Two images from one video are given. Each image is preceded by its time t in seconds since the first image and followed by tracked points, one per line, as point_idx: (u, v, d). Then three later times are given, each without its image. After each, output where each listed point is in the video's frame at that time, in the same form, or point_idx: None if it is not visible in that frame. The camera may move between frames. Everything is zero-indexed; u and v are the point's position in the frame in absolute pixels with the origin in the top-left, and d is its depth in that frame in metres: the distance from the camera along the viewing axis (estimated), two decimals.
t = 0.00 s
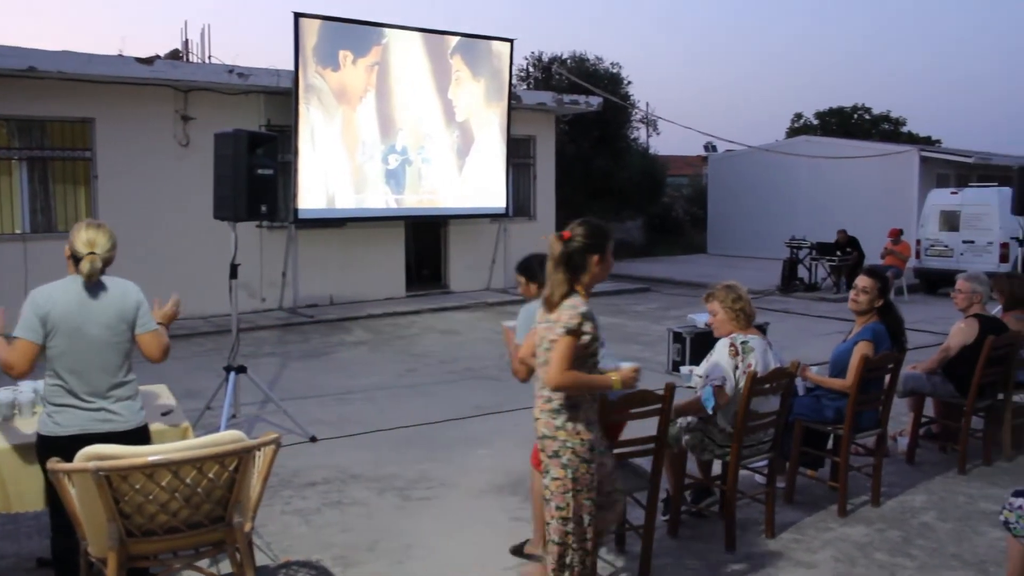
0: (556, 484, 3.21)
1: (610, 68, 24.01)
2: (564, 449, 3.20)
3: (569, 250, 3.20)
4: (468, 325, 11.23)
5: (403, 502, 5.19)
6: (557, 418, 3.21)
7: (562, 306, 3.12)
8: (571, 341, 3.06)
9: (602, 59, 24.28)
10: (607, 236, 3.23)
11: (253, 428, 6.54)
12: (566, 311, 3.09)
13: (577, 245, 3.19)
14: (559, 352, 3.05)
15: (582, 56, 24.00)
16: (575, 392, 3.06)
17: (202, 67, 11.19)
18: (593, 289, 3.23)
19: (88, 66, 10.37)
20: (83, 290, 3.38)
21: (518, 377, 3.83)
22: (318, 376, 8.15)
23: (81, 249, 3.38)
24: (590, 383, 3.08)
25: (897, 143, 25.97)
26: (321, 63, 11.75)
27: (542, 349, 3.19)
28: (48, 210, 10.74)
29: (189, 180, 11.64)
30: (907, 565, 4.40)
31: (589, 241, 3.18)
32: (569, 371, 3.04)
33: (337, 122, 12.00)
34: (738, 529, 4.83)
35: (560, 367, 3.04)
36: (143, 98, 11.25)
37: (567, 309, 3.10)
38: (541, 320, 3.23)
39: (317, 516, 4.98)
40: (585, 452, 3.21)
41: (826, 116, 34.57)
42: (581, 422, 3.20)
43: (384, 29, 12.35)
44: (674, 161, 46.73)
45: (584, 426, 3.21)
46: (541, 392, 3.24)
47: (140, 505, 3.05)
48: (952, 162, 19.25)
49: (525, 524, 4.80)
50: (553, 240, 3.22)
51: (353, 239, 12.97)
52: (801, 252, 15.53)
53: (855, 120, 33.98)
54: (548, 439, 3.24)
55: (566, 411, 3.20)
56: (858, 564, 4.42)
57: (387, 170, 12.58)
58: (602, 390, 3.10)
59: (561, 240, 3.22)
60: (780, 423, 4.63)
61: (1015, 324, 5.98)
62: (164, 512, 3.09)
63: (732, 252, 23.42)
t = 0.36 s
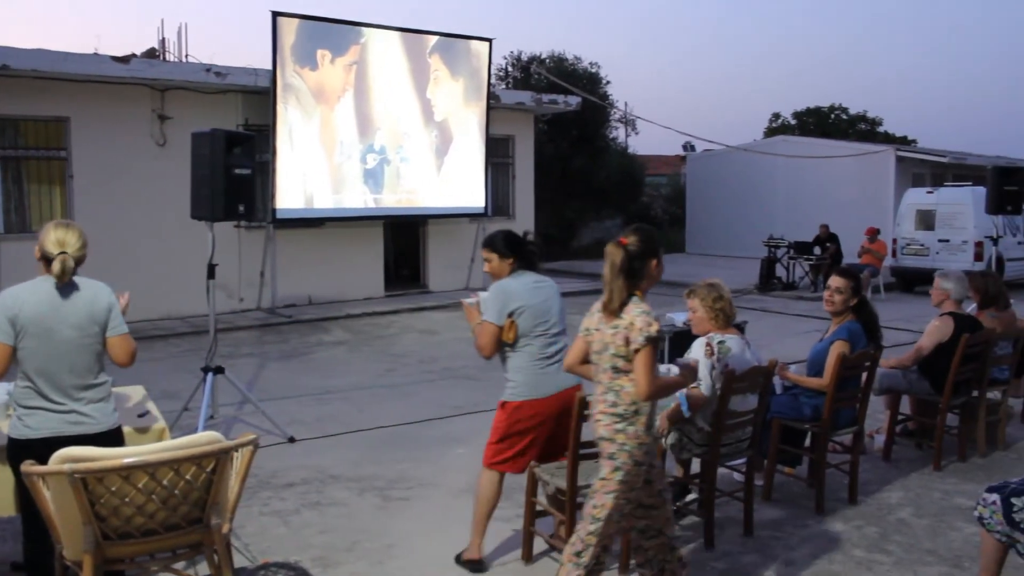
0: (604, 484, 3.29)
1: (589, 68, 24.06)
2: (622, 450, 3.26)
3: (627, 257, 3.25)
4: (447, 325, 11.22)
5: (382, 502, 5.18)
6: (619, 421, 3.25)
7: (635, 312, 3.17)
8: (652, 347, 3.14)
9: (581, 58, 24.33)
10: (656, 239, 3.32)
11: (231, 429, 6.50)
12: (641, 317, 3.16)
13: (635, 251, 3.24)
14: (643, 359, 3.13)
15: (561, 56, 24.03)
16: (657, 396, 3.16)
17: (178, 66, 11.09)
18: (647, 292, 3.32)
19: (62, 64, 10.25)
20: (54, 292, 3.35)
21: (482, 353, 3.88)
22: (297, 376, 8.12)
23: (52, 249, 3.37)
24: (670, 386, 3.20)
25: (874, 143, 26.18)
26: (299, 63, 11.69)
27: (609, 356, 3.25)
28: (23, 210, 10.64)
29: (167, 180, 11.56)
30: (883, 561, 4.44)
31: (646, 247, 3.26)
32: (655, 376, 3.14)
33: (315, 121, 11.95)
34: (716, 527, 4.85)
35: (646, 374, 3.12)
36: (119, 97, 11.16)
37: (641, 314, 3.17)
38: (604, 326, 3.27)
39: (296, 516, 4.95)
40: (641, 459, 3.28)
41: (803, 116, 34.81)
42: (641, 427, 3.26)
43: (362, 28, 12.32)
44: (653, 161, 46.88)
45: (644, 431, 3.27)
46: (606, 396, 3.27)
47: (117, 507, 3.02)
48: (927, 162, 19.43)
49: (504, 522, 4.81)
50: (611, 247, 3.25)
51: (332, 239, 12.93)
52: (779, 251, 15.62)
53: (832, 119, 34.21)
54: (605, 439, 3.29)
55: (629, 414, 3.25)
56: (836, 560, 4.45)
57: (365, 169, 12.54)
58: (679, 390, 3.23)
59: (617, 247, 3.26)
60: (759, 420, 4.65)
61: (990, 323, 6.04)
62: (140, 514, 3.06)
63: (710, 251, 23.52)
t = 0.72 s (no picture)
0: (700, 458, 3.47)
1: (567, 66, 24.08)
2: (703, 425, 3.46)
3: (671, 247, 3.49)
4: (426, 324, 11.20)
5: (361, 502, 5.16)
6: (690, 404, 3.43)
7: (677, 299, 3.38)
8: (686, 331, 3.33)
9: (560, 57, 24.36)
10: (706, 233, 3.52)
11: (208, 429, 6.45)
12: (681, 304, 3.35)
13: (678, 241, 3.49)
14: (680, 343, 3.33)
15: (540, 54, 24.03)
16: (690, 378, 3.34)
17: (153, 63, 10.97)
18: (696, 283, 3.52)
19: (36, 62, 10.11)
20: (28, 293, 3.31)
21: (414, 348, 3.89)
22: (274, 376, 8.08)
23: (24, 248, 3.33)
24: (705, 371, 3.38)
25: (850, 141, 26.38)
26: (277, 61, 11.63)
27: (656, 342, 3.46)
28: None
29: (143, 178, 11.47)
30: (861, 557, 4.47)
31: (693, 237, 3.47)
32: (688, 361, 3.33)
33: (293, 120, 11.89)
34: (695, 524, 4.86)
35: (679, 355, 3.32)
36: (94, 95, 11.05)
37: (683, 301, 3.37)
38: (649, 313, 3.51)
39: (274, 517, 4.93)
40: (718, 425, 3.53)
41: (781, 114, 35.03)
42: (708, 401, 3.48)
43: (341, 26, 12.27)
44: (631, 159, 47.02)
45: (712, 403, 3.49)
46: (665, 383, 3.44)
47: (93, 509, 2.99)
48: (903, 160, 19.59)
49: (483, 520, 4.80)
50: (654, 237, 3.52)
51: (310, 238, 12.87)
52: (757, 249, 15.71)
53: (809, 118, 34.44)
54: (682, 421, 3.44)
55: (695, 393, 3.44)
56: (814, 556, 4.48)
57: (344, 168, 12.50)
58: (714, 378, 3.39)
59: (660, 238, 3.52)
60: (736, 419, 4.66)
61: (965, 320, 6.10)
62: (117, 516, 3.03)
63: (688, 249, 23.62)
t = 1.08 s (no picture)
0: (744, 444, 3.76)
1: (544, 66, 24.12)
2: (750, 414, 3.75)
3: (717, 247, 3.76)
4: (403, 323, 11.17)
5: (339, 502, 5.14)
6: (743, 395, 3.69)
7: (732, 296, 3.66)
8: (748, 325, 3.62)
9: (537, 56, 24.38)
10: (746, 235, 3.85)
11: (184, 431, 6.40)
12: (739, 301, 3.64)
13: (724, 240, 3.77)
14: (742, 338, 3.60)
15: (517, 54, 24.04)
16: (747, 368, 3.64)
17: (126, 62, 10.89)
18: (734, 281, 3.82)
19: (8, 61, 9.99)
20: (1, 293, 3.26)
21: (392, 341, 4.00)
22: (251, 377, 8.03)
23: None
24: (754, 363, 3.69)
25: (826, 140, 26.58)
26: (252, 60, 11.55)
27: (707, 338, 3.69)
28: None
29: (117, 178, 11.37)
30: (837, 553, 4.50)
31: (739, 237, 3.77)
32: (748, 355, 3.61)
33: (269, 119, 11.82)
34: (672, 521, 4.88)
35: (739, 348, 3.59)
36: (67, 94, 10.94)
37: (738, 299, 3.65)
38: (696, 310, 3.72)
39: (251, 518, 4.89)
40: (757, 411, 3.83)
41: (757, 114, 35.27)
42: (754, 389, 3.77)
43: (317, 26, 12.21)
44: (609, 159, 47.18)
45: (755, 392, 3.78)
46: (722, 375, 3.66)
47: (66, 512, 2.96)
48: (878, 160, 19.77)
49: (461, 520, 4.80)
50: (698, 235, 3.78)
51: (286, 238, 12.82)
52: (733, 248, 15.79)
53: (785, 117, 34.68)
54: (737, 411, 3.69)
55: (746, 383, 3.71)
56: (790, 553, 4.50)
57: (320, 167, 12.44)
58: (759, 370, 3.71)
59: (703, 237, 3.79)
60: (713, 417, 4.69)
61: (939, 317, 6.16)
62: (91, 519, 3.00)
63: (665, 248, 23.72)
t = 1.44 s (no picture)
0: (764, 433, 4.09)
1: (527, 66, 24.12)
2: (772, 403, 4.09)
3: (747, 241, 4.13)
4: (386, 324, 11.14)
5: (321, 503, 5.12)
6: (764, 381, 4.07)
7: (769, 285, 4.04)
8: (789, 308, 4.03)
9: (519, 56, 24.38)
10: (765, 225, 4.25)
11: (166, 432, 6.36)
12: (776, 288, 4.03)
13: (753, 233, 4.14)
14: (784, 322, 4.00)
15: (499, 53, 24.04)
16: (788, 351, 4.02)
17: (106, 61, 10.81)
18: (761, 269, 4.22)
19: None
20: None
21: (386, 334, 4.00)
22: (232, 378, 7.99)
23: None
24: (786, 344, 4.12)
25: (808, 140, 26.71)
26: (234, 59, 11.49)
27: (741, 325, 4.07)
28: None
29: (98, 178, 11.29)
30: (820, 551, 4.52)
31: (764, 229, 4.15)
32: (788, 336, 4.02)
33: (251, 119, 11.76)
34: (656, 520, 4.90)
35: (783, 334, 3.96)
36: (47, 93, 10.84)
37: (775, 287, 4.04)
38: (731, 299, 4.11)
39: (233, 520, 4.87)
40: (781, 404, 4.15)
41: (739, 114, 35.43)
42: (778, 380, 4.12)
43: (299, 25, 12.16)
44: (592, 159, 47.24)
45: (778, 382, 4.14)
46: (750, 360, 4.06)
47: (46, 515, 2.94)
48: (859, 160, 19.89)
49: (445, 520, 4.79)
50: (728, 228, 4.11)
51: (268, 237, 12.76)
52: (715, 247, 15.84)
53: (766, 117, 34.85)
54: (758, 398, 4.06)
55: (769, 370, 4.10)
56: (772, 550, 4.53)
57: (302, 167, 12.40)
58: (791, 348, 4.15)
59: (733, 230, 4.13)
60: (695, 416, 4.70)
61: (920, 316, 6.20)
62: (71, 521, 2.98)
63: (649, 248, 23.77)
